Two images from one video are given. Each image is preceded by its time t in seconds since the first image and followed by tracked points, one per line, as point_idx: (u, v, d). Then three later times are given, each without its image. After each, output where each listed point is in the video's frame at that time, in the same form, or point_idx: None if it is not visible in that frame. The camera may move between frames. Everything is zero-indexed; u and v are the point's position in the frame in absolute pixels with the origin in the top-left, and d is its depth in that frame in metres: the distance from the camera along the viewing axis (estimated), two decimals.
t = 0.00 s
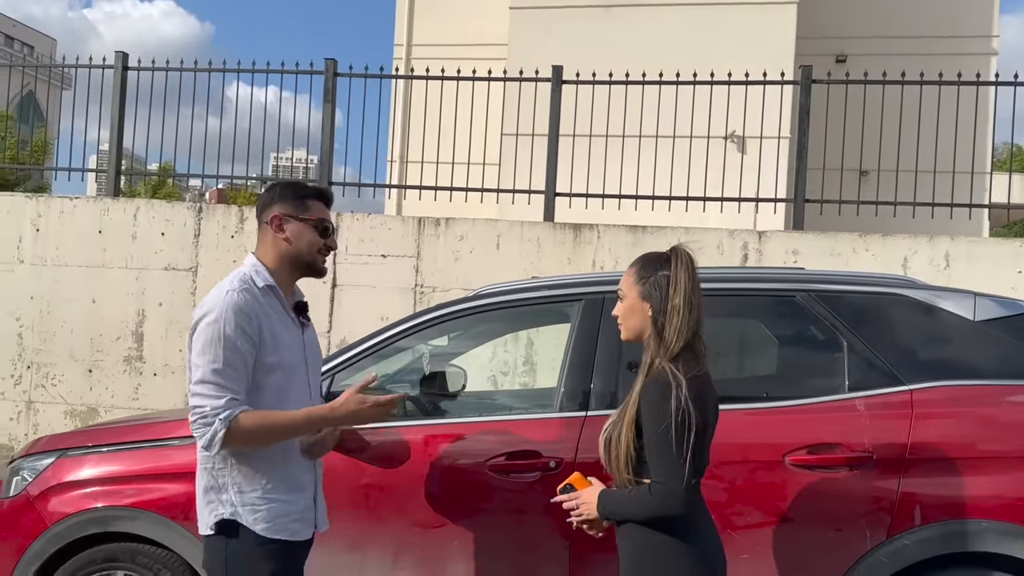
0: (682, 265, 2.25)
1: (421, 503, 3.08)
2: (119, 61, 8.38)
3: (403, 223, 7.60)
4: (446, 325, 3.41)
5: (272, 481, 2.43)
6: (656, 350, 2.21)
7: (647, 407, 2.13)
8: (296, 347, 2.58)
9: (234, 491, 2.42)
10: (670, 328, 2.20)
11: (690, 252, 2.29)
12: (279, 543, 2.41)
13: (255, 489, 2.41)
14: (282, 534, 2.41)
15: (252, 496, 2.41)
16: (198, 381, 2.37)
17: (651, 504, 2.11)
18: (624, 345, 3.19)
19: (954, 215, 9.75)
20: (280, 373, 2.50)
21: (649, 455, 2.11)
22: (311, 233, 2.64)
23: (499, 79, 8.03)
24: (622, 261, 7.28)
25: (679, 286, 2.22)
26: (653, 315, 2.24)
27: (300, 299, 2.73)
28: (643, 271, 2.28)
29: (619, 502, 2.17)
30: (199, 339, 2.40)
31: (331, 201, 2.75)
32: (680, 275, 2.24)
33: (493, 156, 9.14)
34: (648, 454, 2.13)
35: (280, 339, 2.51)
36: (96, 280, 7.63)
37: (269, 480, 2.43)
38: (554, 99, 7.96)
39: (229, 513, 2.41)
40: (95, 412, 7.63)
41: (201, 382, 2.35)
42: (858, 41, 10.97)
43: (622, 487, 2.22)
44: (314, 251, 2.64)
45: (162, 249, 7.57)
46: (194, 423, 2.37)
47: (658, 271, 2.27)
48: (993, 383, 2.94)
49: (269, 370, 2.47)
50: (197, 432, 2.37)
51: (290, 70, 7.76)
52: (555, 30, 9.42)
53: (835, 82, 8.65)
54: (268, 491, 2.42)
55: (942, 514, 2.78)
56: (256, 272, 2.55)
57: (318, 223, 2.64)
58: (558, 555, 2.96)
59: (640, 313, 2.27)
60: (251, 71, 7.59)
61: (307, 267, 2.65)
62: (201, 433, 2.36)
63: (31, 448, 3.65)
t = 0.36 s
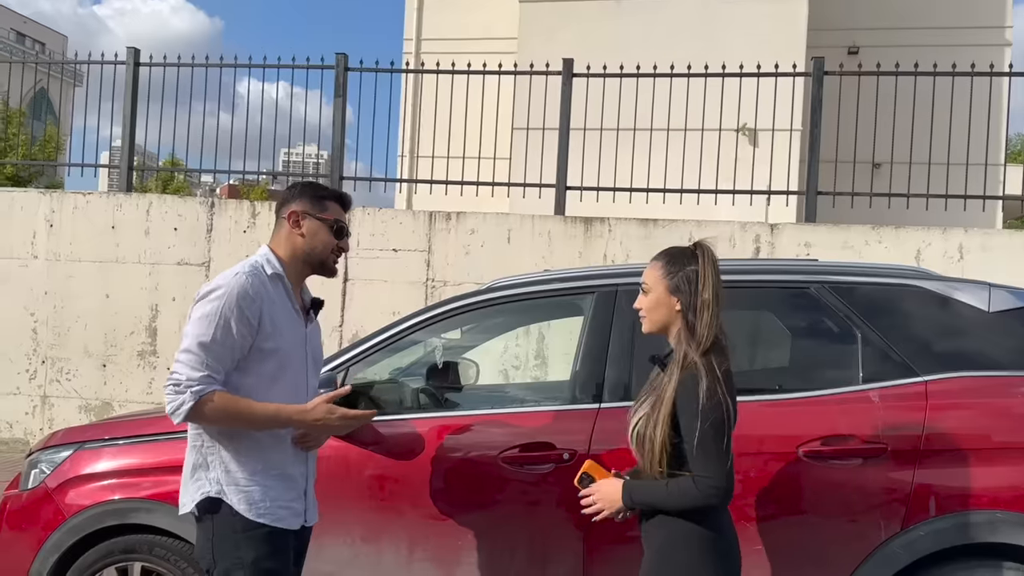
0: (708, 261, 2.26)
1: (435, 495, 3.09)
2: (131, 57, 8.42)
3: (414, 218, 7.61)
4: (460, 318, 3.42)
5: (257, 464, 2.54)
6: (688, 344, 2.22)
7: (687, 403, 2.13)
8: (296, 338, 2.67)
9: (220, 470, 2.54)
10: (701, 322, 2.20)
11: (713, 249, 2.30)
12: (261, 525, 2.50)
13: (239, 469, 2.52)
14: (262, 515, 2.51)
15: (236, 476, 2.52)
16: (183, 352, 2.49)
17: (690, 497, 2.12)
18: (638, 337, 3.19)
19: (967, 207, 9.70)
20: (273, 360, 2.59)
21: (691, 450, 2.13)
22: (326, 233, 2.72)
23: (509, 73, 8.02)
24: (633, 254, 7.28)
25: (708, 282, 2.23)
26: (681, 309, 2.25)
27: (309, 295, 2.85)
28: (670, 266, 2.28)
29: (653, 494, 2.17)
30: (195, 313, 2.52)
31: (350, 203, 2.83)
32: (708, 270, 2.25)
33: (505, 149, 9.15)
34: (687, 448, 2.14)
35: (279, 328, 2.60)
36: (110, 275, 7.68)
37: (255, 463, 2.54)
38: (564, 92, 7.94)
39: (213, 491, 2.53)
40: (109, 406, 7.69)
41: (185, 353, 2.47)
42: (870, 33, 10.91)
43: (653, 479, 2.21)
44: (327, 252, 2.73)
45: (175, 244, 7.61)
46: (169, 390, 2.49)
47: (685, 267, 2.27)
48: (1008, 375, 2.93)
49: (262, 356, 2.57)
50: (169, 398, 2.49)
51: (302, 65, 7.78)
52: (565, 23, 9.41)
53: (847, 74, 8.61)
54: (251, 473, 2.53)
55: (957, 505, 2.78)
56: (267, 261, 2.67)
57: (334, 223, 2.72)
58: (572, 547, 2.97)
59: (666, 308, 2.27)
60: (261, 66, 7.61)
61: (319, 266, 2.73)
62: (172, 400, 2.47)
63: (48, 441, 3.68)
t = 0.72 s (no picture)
0: (757, 257, 2.32)
1: (463, 488, 3.11)
2: (141, 51, 8.42)
3: (425, 212, 7.61)
4: (484, 312, 3.43)
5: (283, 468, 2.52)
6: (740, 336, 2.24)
7: (747, 395, 2.15)
8: (319, 331, 2.65)
9: (245, 474, 2.52)
10: (755, 313, 2.25)
11: (759, 247, 2.36)
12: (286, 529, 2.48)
13: (265, 473, 2.50)
14: (288, 519, 2.48)
15: (261, 480, 2.50)
16: (206, 356, 2.45)
17: (753, 492, 2.12)
18: (664, 330, 3.21)
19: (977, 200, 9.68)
20: (298, 356, 2.56)
21: (752, 444, 2.14)
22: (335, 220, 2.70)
23: (519, 66, 8.01)
24: (645, 248, 7.28)
25: (759, 275, 2.28)
26: (731, 301, 2.28)
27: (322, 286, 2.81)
28: (720, 258, 2.31)
29: (712, 489, 2.16)
30: (215, 315, 2.48)
31: (356, 189, 2.80)
32: (758, 264, 2.30)
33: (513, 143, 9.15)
34: (748, 442, 2.15)
35: (302, 322, 2.57)
36: (121, 270, 7.69)
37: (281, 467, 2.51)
38: (574, 86, 7.93)
39: (238, 494, 2.51)
40: (122, 401, 7.71)
41: (210, 357, 2.42)
42: (877, 26, 10.87)
43: (709, 476, 2.19)
44: (339, 239, 2.70)
45: (186, 238, 7.62)
46: (195, 395, 2.45)
47: (735, 260, 2.31)
48: None
49: (287, 352, 2.54)
50: (195, 404, 2.45)
51: (310, 59, 7.77)
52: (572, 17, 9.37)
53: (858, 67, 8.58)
54: (276, 477, 2.50)
55: (985, 497, 2.79)
56: (278, 256, 2.63)
57: (343, 210, 2.69)
58: (600, 538, 2.98)
59: (717, 297, 2.29)
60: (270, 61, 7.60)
61: (331, 254, 2.71)
62: (200, 406, 2.43)
63: (73, 435, 3.70)
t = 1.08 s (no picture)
0: (824, 245, 2.35)
1: (499, 480, 3.13)
2: (149, 45, 8.40)
3: (435, 206, 7.63)
4: (516, 306, 3.46)
5: (318, 474, 2.37)
6: (810, 323, 2.28)
7: (818, 384, 2.18)
8: (349, 327, 2.49)
9: (279, 481, 2.37)
10: (825, 301, 2.29)
11: (826, 236, 2.40)
12: (325, 536, 2.35)
13: (300, 480, 2.35)
14: (327, 527, 2.35)
15: (297, 487, 2.35)
16: (233, 363, 2.30)
17: (823, 482, 2.14)
18: (698, 324, 3.24)
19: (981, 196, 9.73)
20: (328, 356, 2.40)
21: (823, 433, 2.16)
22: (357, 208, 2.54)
23: (528, 61, 8.01)
24: (656, 243, 7.30)
25: (829, 265, 2.32)
26: (798, 290, 2.32)
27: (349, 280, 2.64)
28: (786, 247, 2.36)
29: (781, 479, 2.20)
30: (240, 319, 2.32)
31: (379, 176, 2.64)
32: (826, 254, 2.33)
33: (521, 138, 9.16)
34: (819, 433, 2.17)
35: (330, 321, 2.41)
36: (131, 264, 7.69)
37: (317, 473, 2.37)
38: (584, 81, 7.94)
39: (272, 503, 2.36)
40: (132, 396, 7.72)
41: (237, 364, 2.28)
42: (880, 21, 10.90)
43: (779, 466, 2.22)
44: (363, 228, 2.54)
45: (196, 233, 7.63)
46: (225, 405, 2.31)
47: (801, 248, 2.35)
48: None
49: (316, 353, 2.38)
50: (225, 414, 2.31)
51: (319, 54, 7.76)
52: (577, 11, 9.36)
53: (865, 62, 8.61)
54: (312, 484, 2.36)
55: (1018, 488, 2.83)
56: (302, 249, 2.47)
57: (366, 197, 2.53)
58: (636, 530, 3.02)
59: (782, 287, 2.34)
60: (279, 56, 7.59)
61: (356, 245, 2.54)
62: (230, 416, 2.29)
63: (103, 429, 3.71)
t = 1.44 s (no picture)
0: (851, 241, 2.40)
1: (510, 473, 3.18)
2: (145, 40, 8.39)
3: (434, 202, 7.65)
4: (526, 301, 3.49)
5: (332, 475, 2.36)
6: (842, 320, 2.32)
7: (854, 380, 2.22)
8: (358, 327, 2.48)
9: (292, 485, 2.35)
10: (856, 297, 2.34)
11: (853, 231, 2.44)
12: (341, 535, 2.36)
13: (314, 483, 2.35)
14: (343, 527, 2.36)
15: (311, 490, 2.34)
16: (242, 367, 2.28)
17: (865, 479, 2.18)
18: (705, 319, 3.29)
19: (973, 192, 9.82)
20: (338, 358, 2.39)
21: (861, 429, 2.20)
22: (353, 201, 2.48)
23: (525, 58, 8.03)
24: (653, 239, 7.33)
25: (857, 260, 2.36)
26: (827, 287, 2.36)
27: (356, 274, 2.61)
28: (812, 245, 2.41)
29: (822, 479, 2.24)
30: (248, 322, 2.30)
31: (381, 164, 2.57)
32: (853, 250, 2.37)
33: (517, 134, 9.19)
34: (857, 428, 2.21)
35: (341, 322, 2.40)
36: (128, 260, 7.69)
37: (330, 474, 2.36)
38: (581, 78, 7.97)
39: (285, 506, 2.35)
40: (129, 391, 7.72)
41: (246, 369, 2.25)
42: (873, 18, 10.96)
43: (819, 465, 2.26)
44: (361, 221, 2.48)
45: (193, 229, 7.64)
46: (233, 409, 2.29)
47: (827, 245, 2.40)
48: None
49: (326, 355, 2.37)
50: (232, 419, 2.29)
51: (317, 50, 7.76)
52: (573, 7, 9.39)
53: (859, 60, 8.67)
54: (326, 486, 2.35)
55: (1019, 479, 2.89)
56: (308, 246, 2.44)
57: (361, 189, 2.47)
58: (646, 521, 3.06)
59: (810, 285, 2.38)
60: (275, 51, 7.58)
61: (357, 239, 2.50)
62: (238, 422, 2.27)
63: (113, 423, 3.74)
